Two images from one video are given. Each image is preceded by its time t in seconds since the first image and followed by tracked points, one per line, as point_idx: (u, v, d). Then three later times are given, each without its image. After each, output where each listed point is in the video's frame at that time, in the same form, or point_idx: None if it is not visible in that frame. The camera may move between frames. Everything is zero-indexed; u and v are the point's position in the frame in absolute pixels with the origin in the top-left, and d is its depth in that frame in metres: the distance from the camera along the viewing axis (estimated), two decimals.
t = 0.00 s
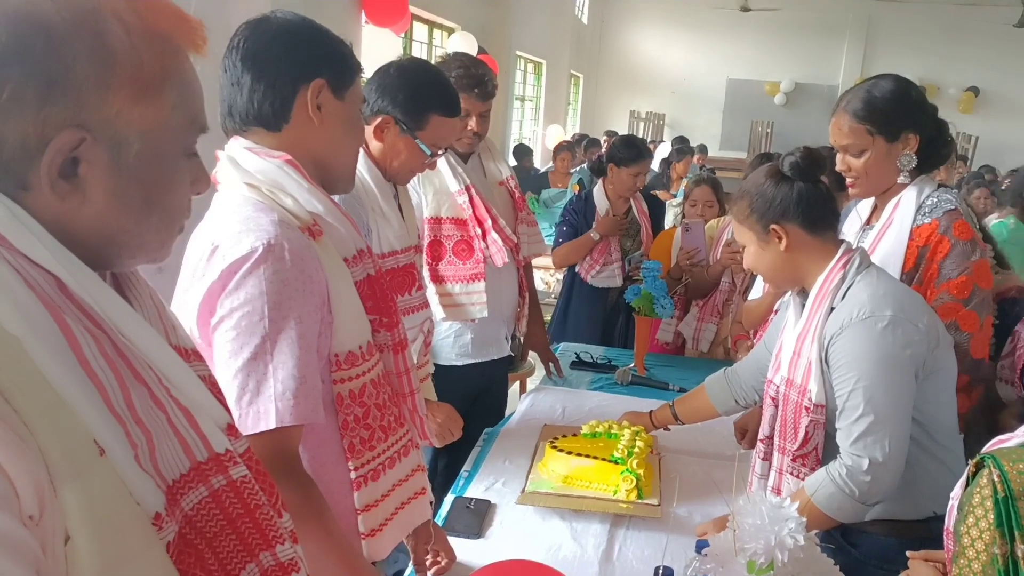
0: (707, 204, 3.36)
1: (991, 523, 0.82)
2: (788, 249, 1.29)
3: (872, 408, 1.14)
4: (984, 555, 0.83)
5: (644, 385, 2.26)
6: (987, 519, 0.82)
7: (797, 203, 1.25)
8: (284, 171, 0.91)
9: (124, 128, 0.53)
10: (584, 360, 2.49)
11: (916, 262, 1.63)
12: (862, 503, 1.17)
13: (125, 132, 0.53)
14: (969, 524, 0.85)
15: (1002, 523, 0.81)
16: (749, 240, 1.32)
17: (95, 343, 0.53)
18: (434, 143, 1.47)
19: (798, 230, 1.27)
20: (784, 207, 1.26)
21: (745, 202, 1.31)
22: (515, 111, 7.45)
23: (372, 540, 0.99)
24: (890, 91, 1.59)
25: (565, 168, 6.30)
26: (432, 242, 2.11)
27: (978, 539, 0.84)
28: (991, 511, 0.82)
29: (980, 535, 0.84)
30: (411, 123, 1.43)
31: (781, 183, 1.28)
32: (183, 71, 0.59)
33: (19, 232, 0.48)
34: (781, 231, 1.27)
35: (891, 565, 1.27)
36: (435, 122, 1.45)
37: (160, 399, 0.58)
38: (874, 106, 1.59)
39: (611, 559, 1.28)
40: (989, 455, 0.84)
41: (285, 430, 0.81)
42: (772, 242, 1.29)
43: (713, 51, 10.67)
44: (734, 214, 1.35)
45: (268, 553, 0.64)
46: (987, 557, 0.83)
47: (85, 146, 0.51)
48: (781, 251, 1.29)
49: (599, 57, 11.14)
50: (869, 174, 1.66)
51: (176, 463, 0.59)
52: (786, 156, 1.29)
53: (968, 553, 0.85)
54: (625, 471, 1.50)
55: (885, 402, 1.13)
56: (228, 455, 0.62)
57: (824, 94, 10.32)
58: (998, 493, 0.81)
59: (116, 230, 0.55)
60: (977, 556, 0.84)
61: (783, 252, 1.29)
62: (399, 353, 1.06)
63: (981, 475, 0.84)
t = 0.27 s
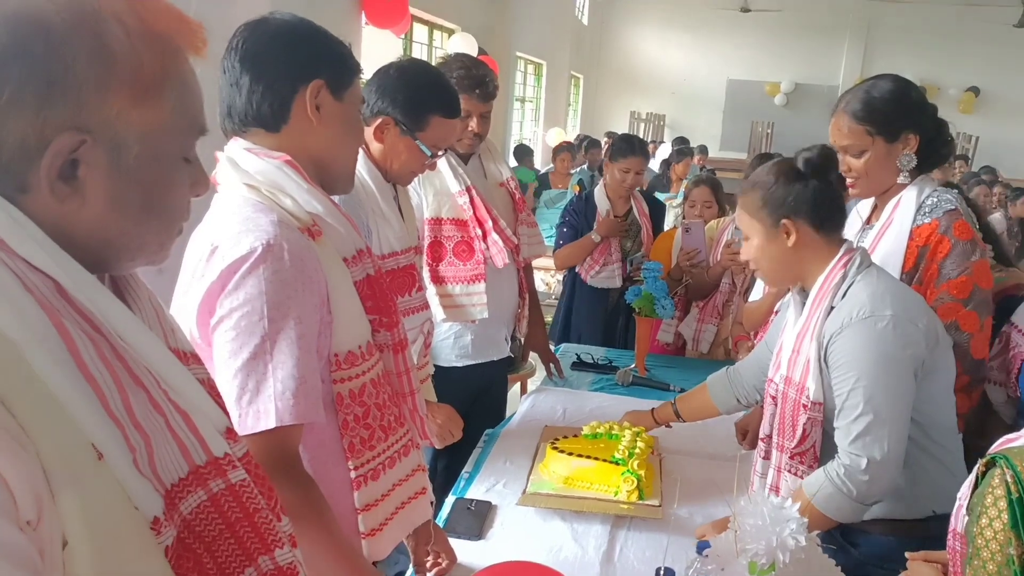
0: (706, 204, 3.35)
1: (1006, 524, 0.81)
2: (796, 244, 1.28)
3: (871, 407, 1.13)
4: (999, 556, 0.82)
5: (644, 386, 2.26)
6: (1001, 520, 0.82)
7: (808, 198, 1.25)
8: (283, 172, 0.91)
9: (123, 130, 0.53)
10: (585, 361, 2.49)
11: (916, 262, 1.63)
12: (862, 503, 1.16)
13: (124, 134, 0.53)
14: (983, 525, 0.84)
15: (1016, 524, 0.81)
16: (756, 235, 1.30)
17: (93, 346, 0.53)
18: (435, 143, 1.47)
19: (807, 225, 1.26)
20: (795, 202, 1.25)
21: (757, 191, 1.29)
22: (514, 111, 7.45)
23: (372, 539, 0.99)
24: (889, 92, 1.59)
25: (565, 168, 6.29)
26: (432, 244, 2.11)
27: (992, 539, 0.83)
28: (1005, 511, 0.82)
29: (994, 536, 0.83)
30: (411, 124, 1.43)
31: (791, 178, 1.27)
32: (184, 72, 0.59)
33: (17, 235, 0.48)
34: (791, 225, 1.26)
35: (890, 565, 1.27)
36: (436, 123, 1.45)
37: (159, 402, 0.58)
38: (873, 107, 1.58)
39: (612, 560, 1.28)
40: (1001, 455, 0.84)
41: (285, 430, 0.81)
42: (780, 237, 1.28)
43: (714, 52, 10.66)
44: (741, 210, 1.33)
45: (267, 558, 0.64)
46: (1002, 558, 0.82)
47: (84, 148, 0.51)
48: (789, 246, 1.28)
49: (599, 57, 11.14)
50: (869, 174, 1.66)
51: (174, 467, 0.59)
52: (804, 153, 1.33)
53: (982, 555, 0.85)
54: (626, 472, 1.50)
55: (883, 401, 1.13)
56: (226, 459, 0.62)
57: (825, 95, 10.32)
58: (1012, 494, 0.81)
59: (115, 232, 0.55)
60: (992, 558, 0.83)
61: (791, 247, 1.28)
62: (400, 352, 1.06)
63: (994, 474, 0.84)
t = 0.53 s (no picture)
0: (701, 204, 3.35)
1: (1006, 516, 0.80)
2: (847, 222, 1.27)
3: (857, 399, 1.13)
4: (999, 548, 0.81)
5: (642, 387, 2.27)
6: (1001, 511, 0.80)
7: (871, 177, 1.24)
8: (281, 173, 0.91)
9: (121, 133, 0.53)
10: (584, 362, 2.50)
11: (913, 262, 1.62)
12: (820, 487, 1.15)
13: (123, 137, 0.53)
14: (983, 517, 0.83)
15: (1017, 515, 0.79)
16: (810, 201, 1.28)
17: (91, 351, 0.53)
18: (433, 145, 1.47)
19: (865, 207, 1.26)
20: (859, 178, 1.24)
21: (825, 157, 1.27)
22: (513, 112, 7.45)
23: (371, 539, 0.98)
24: (885, 93, 1.60)
25: (564, 169, 6.29)
26: (431, 245, 2.11)
27: (993, 532, 0.81)
28: (1005, 502, 0.80)
29: (995, 527, 0.81)
30: (410, 125, 1.43)
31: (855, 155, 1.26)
32: (181, 75, 0.59)
33: (15, 240, 0.48)
34: (851, 202, 1.25)
35: (880, 564, 1.28)
36: (435, 125, 1.44)
37: (156, 406, 0.59)
38: (870, 107, 1.59)
39: (611, 561, 1.28)
40: (1001, 449, 0.83)
41: (284, 432, 0.81)
42: (833, 210, 1.26)
43: (712, 52, 10.67)
44: (799, 174, 1.30)
45: (265, 561, 0.64)
46: (1003, 550, 0.80)
47: (82, 151, 0.51)
48: (841, 221, 1.26)
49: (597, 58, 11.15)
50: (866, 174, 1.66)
51: (172, 472, 0.59)
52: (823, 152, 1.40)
53: (983, 547, 0.83)
54: (625, 473, 1.51)
55: (869, 395, 1.13)
56: (225, 463, 0.62)
57: (823, 95, 10.34)
58: (1011, 484, 0.80)
59: (115, 236, 0.55)
60: (993, 549, 0.81)
61: (842, 223, 1.27)
62: (398, 353, 1.06)
63: (994, 467, 0.83)
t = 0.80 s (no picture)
0: (696, 205, 3.36)
1: (995, 509, 0.83)
2: (853, 225, 1.27)
3: (840, 396, 1.14)
4: (988, 541, 0.84)
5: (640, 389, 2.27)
6: (991, 506, 0.83)
7: (879, 181, 1.25)
8: (278, 177, 0.91)
9: (116, 137, 0.53)
10: (581, 364, 2.50)
11: (908, 265, 1.63)
12: (793, 482, 1.16)
13: (117, 141, 0.53)
14: (974, 510, 0.86)
15: (1005, 507, 0.82)
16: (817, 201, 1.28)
17: (87, 356, 0.54)
18: (429, 149, 1.47)
19: (873, 211, 1.26)
20: (868, 181, 1.24)
21: (836, 158, 1.28)
22: (510, 115, 7.46)
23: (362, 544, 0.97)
24: (887, 92, 1.61)
25: (562, 172, 6.30)
26: (428, 249, 2.11)
27: (981, 525, 0.84)
28: (995, 497, 0.83)
29: (983, 520, 0.84)
30: (406, 129, 1.43)
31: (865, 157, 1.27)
32: (174, 77, 0.59)
33: (10, 245, 0.48)
34: (857, 206, 1.26)
35: (864, 564, 1.29)
36: (431, 128, 1.44)
37: (152, 411, 0.59)
38: (871, 105, 1.61)
39: (609, 563, 1.28)
40: (994, 443, 0.85)
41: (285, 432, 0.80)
42: (842, 212, 1.27)
43: (708, 54, 10.70)
44: (808, 172, 1.30)
45: (261, 565, 0.65)
46: (991, 543, 0.84)
47: (77, 155, 0.51)
48: (849, 223, 1.27)
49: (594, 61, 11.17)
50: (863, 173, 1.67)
51: (168, 476, 0.59)
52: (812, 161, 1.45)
53: (973, 540, 0.86)
54: (623, 475, 1.52)
55: (854, 392, 1.14)
56: (220, 467, 0.62)
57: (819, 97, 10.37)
58: (1001, 479, 0.82)
59: (111, 240, 0.55)
60: (982, 543, 0.85)
61: (849, 225, 1.27)
62: (394, 356, 1.06)
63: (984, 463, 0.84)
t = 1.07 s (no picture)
0: (684, 208, 3.38)
1: (990, 509, 0.82)
2: (832, 230, 1.28)
3: (824, 402, 1.15)
4: (983, 541, 0.83)
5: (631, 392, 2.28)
6: (986, 506, 0.83)
7: (856, 186, 1.26)
8: (261, 184, 0.91)
9: (104, 145, 0.54)
10: (573, 368, 2.51)
11: (902, 266, 1.64)
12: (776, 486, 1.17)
13: (105, 149, 0.54)
14: (969, 511, 0.85)
15: (1000, 508, 0.82)
16: (795, 206, 1.29)
17: (73, 364, 0.54)
18: (419, 152, 1.47)
19: (851, 216, 1.27)
20: (846, 187, 1.25)
21: (815, 164, 1.29)
22: (502, 119, 7.46)
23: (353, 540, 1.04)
24: (891, 91, 1.65)
25: (553, 175, 6.31)
26: (419, 253, 2.10)
27: (977, 526, 0.84)
28: (990, 497, 0.82)
29: (979, 521, 0.84)
30: (397, 131, 1.43)
31: (844, 162, 1.28)
32: (161, 84, 0.59)
33: None
34: (835, 210, 1.27)
35: (853, 567, 1.30)
36: (422, 131, 1.45)
37: (138, 419, 0.59)
38: (873, 100, 1.65)
39: (599, 567, 1.28)
40: (989, 443, 0.85)
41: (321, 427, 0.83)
42: (821, 217, 1.28)
43: (699, 58, 10.75)
44: (789, 177, 1.32)
45: (247, 572, 0.66)
46: (987, 543, 0.83)
47: (65, 163, 0.52)
48: (828, 228, 1.28)
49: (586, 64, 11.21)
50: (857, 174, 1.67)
51: (154, 483, 0.59)
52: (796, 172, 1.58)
53: (967, 540, 0.85)
54: (614, 479, 1.52)
55: (842, 398, 1.15)
56: (207, 475, 0.63)
57: (810, 101, 10.44)
58: (996, 479, 0.82)
59: (99, 248, 0.55)
60: (977, 542, 0.84)
61: (829, 229, 1.28)
62: (383, 358, 1.07)
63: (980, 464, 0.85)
